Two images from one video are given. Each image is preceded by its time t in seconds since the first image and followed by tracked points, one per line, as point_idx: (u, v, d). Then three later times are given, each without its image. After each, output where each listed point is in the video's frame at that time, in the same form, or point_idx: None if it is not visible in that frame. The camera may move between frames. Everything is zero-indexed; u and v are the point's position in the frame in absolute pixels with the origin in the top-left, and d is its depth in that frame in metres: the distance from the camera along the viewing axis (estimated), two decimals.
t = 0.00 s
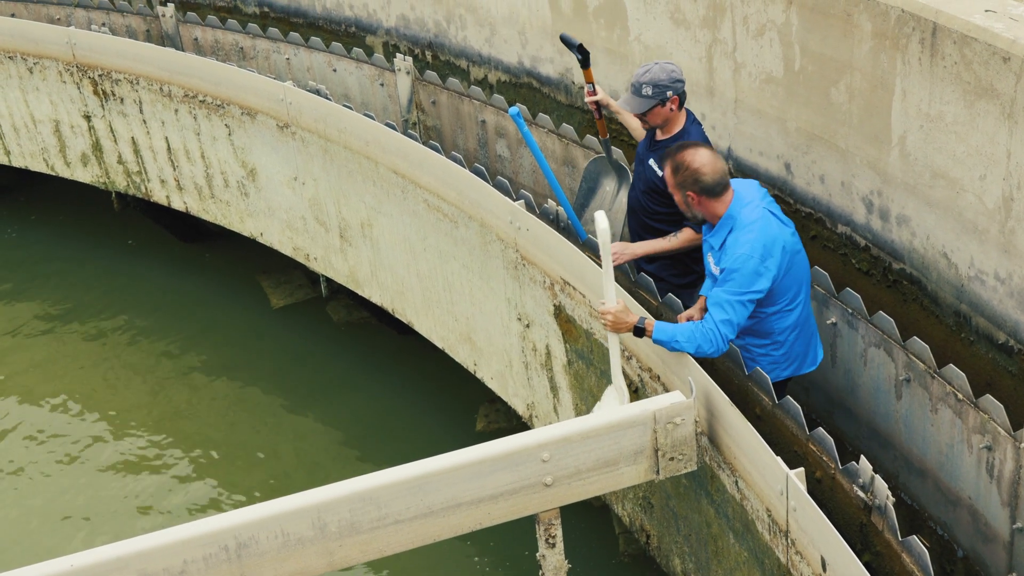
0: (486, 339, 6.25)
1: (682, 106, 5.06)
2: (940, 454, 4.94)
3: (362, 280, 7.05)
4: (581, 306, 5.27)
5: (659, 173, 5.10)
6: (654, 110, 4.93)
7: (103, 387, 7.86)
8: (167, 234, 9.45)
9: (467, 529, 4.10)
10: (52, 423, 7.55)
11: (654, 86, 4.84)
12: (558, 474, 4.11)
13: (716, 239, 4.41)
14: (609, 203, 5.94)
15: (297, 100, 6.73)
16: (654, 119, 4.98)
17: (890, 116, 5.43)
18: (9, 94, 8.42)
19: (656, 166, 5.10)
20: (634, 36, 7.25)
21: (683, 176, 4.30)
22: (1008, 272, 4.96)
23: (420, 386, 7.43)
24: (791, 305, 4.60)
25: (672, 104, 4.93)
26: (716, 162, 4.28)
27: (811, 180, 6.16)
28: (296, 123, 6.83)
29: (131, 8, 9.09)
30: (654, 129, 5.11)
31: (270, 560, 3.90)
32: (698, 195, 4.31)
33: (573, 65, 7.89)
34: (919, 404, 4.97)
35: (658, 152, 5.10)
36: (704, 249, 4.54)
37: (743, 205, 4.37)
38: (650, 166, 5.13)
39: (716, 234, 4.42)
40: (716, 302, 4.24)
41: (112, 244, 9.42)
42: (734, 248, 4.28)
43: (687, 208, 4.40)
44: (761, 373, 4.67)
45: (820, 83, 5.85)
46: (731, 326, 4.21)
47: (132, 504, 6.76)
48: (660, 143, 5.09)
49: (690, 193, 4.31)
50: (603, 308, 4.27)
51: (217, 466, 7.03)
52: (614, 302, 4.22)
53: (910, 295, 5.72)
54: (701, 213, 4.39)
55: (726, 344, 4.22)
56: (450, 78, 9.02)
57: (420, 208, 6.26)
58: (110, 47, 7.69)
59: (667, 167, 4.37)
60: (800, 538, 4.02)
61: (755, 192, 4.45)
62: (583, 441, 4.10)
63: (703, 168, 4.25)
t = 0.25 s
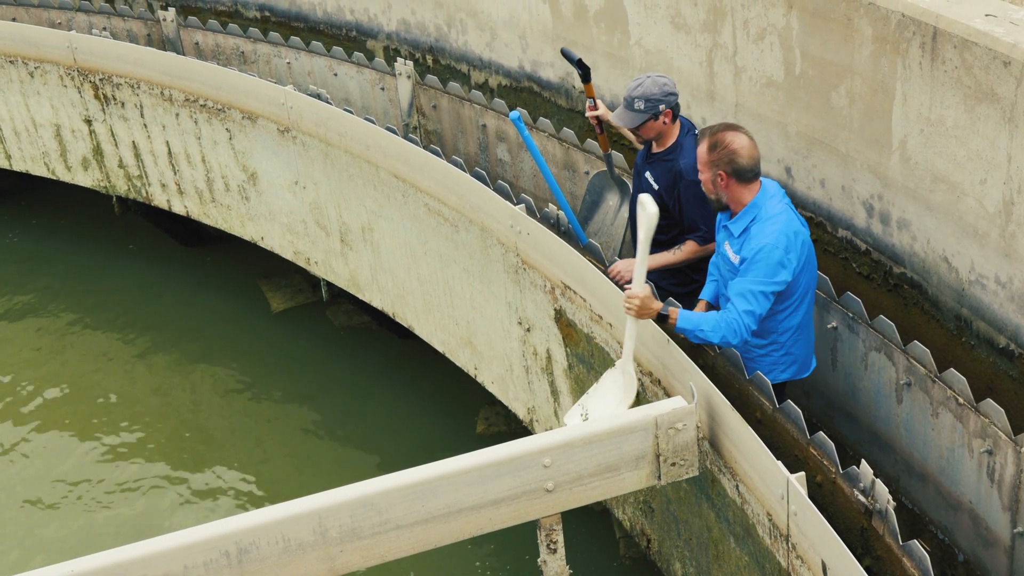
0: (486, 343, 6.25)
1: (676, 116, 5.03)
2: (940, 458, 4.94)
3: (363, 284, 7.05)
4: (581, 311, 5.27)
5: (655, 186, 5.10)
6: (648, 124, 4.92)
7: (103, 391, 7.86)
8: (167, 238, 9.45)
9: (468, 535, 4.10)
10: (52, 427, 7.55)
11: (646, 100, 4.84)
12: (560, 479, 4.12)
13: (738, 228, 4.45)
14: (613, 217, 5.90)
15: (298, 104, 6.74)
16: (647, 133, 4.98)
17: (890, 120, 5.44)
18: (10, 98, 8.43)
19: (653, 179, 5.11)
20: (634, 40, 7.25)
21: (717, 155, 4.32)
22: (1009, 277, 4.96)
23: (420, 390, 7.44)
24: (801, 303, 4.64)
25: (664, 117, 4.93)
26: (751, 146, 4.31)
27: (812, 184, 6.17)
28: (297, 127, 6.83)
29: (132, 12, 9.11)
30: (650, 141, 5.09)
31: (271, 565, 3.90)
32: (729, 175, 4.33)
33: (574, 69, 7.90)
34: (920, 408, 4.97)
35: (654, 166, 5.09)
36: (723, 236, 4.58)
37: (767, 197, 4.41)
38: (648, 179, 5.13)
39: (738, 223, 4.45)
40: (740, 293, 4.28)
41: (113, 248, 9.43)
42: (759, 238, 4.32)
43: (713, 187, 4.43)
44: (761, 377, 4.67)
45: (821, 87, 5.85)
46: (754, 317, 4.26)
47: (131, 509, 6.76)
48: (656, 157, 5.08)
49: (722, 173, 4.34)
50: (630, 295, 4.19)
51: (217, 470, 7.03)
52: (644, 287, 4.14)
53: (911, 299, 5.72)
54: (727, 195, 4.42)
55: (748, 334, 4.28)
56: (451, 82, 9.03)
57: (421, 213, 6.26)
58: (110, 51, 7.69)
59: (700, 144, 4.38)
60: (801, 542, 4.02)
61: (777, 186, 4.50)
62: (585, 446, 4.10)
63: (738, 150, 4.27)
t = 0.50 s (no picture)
0: (486, 347, 6.25)
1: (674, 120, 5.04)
2: (941, 463, 4.93)
3: (363, 288, 7.05)
4: (581, 315, 5.26)
5: (654, 190, 5.12)
6: (644, 128, 4.93)
7: (103, 395, 7.86)
8: (168, 242, 9.46)
9: (469, 540, 4.10)
10: (52, 431, 7.54)
11: (641, 105, 4.86)
12: (561, 485, 4.11)
13: (751, 220, 4.60)
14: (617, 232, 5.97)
15: (298, 109, 6.74)
16: (644, 138, 4.98)
17: (890, 125, 5.44)
18: (10, 102, 8.43)
19: (652, 184, 5.12)
20: (634, 45, 7.26)
21: (737, 144, 4.41)
22: (1009, 281, 4.96)
23: (420, 394, 7.44)
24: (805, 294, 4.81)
25: (660, 121, 4.93)
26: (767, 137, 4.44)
27: (812, 188, 6.17)
28: (297, 132, 6.84)
29: (132, 17, 9.15)
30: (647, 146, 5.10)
31: (272, 571, 3.89)
32: (746, 164, 4.44)
33: (574, 74, 7.91)
34: (920, 412, 4.97)
35: (652, 170, 5.10)
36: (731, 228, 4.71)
37: (776, 189, 4.57)
38: (646, 183, 5.14)
39: (750, 214, 4.59)
40: (771, 286, 4.44)
41: (113, 253, 9.43)
42: (777, 230, 4.48)
43: (725, 176, 4.52)
44: (761, 381, 4.68)
45: (821, 92, 5.86)
46: (787, 307, 4.44)
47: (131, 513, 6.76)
48: (654, 160, 5.09)
49: (739, 161, 4.44)
50: (686, 281, 4.16)
51: (217, 474, 7.03)
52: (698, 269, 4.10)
53: (911, 304, 5.72)
54: (738, 182, 4.52)
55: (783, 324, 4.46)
56: (451, 86, 9.04)
57: (421, 217, 6.26)
58: (111, 55, 7.70)
59: (718, 132, 4.45)
60: (801, 546, 4.00)
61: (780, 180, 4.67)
62: (586, 452, 4.10)
63: (758, 140, 4.39)
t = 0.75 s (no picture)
0: (487, 351, 6.25)
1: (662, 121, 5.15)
2: (941, 467, 4.93)
3: (363, 292, 7.06)
4: (581, 319, 5.25)
5: (650, 190, 5.26)
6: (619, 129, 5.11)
7: (103, 399, 7.85)
8: (168, 245, 9.46)
9: (469, 546, 4.10)
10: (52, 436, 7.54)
11: (614, 108, 5.01)
12: (561, 490, 4.11)
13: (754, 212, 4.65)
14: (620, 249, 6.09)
15: (298, 113, 6.74)
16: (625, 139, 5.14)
17: (890, 129, 5.44)
18: (10, 107, 8.43)
19: (649, 184, 5.26)
20: (634, 49, 7.27)
21: (739, 138, 4.49)
22: (1009, 285, 4.96)
23: (421, 398, 7.44)
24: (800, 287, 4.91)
25: (636, 125, 5.05)
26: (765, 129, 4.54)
27: (812, 193, 6.17)
28: (297, 136, 6.84)
29: (132, 21, 9.17)
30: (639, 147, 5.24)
31: None
32: (746, 155, 4.52)
33: (574, 78, 7.92)
34: (920, 416, 4.96)
35: (648, 171, 5.24)
36: (734, 223, 4.74)
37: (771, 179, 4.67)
38: (642, 184, 5.28)
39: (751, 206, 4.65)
40: (794, 270, 4.48)
41: (113, 257, 9.43)
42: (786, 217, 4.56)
43: (726, 170, 4.60)
44: (761, 386, 4.69)
45: (821, 96, 5.86)
46: (810, 289, 4.49)
47: (131, 518, 6.75)
48: (649, 161, 5.23)
49: (740, 152, 4.52)
50: (723, 258, 4.12)
51: (217, 479, 7.03)
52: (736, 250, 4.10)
53: (911, 308, 5.72)
54: (739, 176, 4.60)
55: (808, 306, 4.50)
56: (451, 90, 9.04)
57: (421, 221, 6.26)
58: (111, 60, 7.70)
59: (717, 125, 4.56)
60: (801, 551, 3.96)
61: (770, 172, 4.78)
62: (586, 457, 4.10)
63: (756, 131, 4.48)
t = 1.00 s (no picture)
0: (487, 355, 6.25)
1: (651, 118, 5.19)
2: (941, 471, 4.93)
3: (363, 296, 7.06)
4: (581, 322, 5.25)
5: (639, 188, 5.31)
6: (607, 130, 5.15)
7: (103, 402, 7.85)
8: (168, 249, 9.46)
9: (469, 551, 4.09)
10: (52, 439, 7.54)
11: (601, 110, 5.06)
12: (562, 496, 4.11)
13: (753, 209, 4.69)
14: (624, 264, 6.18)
15: (298, 116, 6.75)
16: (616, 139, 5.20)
17: (890, 133, 5.44)
18: (10, 110, 8.44)
19: (639, 181, 5.31)
20: (635, 53, 7.27)
21: (728, 137, 4.51)
22: (1009, 289, 4.96)
23: (421, 402, 7.44)
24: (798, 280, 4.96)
25: (624, 125, 5.10)
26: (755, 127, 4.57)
27: (812, 197, 6.18)
28: (297, 140, 6.84)
29: (132, 25, 9.18)
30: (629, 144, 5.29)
31: None
32: (739, 154, 4.54)
33: (574, 82, 7.92)
34: (920, 420, 4.96)
35: (639, 170, 5.30)
36: (733, 223, 4.79)
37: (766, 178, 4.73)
38: (632, 182, 5.33)
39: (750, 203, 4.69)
40: (800, 262, 4.50)
41: (113, 260, 9.44)
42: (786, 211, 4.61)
43: (719, 170, 4.60)
44: (762, 390, 4.68)
45: (821, 100, 5.86)
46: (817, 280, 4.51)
47: (130, 521, 6.75)
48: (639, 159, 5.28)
49: (732, 151, 4.53)
50: (736, 251, 4.16)
51: (217, 482, 7.03)
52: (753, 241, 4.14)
53: (911, 311, 5.72)
54: (731, 175, 4.61)
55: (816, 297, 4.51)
56: (451, 94, 9.05)
57: (421, 225, 6.26)
58: (112, 64, 7.70)
59: (710, 125, 4.54)
60: (801, 555, 3.95)
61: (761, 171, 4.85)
62: (587, 463, 4.10)
63: (749, 130, 4.50)
